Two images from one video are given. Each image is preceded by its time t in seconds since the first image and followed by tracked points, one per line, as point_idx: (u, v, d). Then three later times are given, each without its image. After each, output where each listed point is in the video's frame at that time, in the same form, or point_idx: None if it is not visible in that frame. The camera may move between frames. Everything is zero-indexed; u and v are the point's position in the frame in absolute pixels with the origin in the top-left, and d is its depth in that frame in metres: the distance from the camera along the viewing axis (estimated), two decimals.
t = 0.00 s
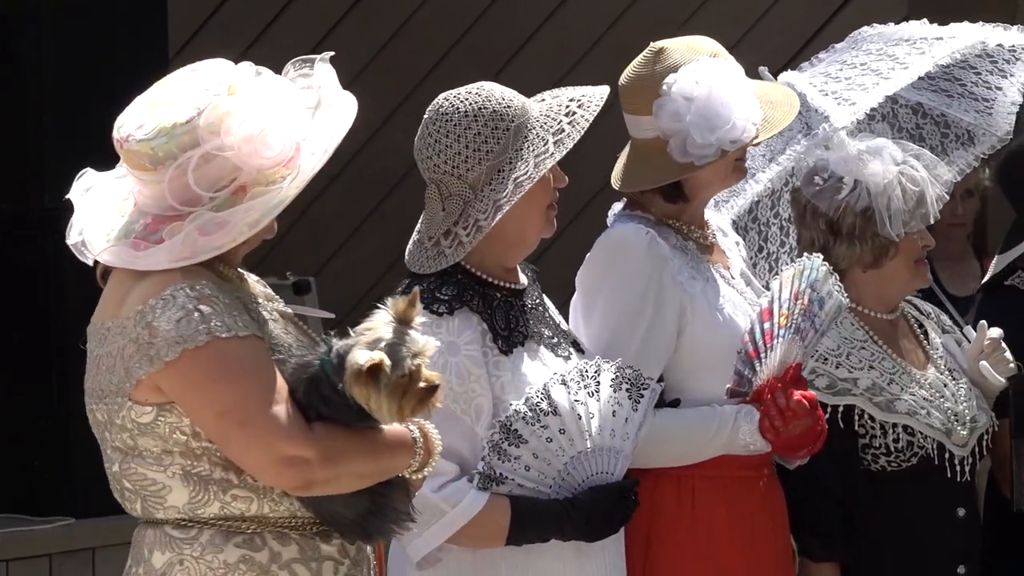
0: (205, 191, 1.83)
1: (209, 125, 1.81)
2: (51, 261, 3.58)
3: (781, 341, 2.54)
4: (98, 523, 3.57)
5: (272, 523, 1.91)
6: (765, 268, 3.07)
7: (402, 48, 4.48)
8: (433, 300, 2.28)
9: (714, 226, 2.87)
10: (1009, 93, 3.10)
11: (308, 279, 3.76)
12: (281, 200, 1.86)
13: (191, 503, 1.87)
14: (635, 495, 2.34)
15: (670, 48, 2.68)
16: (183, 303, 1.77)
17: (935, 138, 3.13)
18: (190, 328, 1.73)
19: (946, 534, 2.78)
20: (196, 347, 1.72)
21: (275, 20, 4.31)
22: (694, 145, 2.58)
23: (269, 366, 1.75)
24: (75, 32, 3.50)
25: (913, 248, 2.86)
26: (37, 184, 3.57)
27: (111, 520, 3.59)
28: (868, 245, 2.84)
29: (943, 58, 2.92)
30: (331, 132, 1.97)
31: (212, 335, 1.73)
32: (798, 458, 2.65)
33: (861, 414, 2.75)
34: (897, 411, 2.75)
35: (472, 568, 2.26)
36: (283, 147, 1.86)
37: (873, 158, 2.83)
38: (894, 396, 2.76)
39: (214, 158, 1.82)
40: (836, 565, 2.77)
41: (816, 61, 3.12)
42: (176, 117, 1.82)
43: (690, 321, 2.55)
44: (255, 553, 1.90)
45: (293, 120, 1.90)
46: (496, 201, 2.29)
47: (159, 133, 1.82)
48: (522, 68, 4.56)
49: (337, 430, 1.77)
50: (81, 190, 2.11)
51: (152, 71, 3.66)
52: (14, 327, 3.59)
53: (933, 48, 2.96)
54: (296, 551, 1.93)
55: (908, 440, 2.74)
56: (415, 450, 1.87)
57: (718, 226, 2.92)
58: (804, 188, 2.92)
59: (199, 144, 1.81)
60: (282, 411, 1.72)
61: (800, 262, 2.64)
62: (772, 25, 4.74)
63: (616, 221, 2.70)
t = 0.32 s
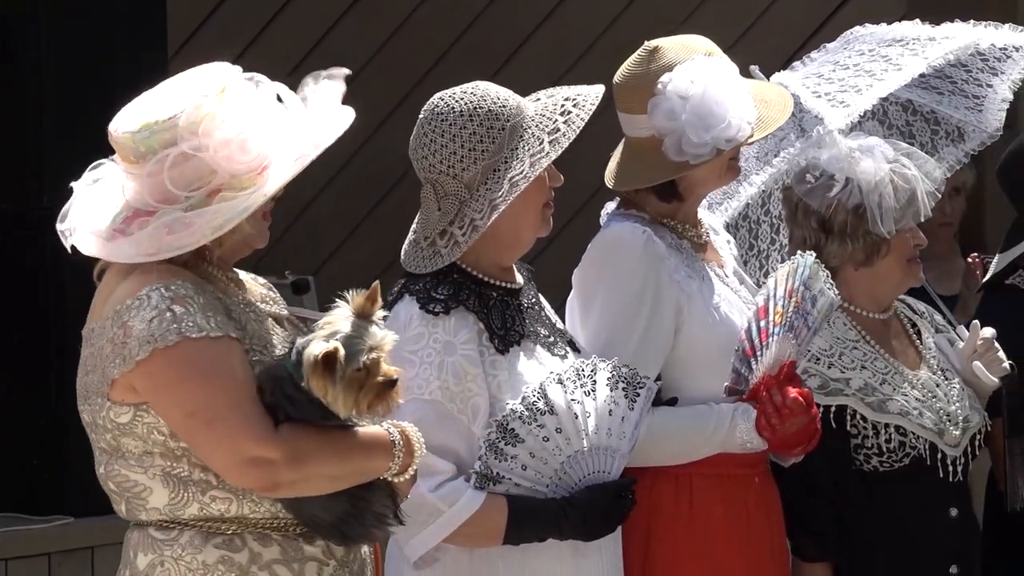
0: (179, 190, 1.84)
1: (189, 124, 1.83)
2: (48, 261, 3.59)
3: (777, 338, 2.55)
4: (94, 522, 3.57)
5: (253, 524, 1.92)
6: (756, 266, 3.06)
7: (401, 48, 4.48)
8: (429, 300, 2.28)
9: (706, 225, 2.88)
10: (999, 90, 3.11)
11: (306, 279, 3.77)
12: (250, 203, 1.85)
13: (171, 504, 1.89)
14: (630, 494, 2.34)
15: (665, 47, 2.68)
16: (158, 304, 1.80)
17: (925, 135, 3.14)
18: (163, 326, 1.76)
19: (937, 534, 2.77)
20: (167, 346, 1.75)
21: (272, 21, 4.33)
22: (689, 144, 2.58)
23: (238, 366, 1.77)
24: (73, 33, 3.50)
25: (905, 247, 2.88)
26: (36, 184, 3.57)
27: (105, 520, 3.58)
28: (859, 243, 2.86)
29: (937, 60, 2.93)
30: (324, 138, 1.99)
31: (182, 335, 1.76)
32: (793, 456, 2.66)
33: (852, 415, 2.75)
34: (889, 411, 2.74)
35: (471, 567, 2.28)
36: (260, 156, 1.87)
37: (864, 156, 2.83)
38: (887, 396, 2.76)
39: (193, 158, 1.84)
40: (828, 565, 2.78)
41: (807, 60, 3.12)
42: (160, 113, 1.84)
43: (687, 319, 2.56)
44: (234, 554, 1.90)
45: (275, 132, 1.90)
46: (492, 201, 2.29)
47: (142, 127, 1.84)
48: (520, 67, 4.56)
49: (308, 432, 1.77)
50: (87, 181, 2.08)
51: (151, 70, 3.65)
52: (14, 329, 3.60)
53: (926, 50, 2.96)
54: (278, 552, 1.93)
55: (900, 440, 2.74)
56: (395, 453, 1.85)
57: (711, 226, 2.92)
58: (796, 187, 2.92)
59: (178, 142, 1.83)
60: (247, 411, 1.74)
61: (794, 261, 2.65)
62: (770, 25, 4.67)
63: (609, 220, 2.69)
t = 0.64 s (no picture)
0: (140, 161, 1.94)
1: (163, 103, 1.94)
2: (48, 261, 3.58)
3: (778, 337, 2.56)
4: (94, 521, 3.57)
5: (246, 519, 1.90)
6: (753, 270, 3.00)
7: (401, 47, 4.48)
8: (425, 300, 2.28)
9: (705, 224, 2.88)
10: (993, 91, 3.11)
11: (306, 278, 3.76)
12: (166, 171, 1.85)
13: (167, 497, 1.90)
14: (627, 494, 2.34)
15: (668, 46, 2.68)
16: (151, 297, 1.81)
17: (920, 138, 3.13)
18: (153, 318, 1.78)
19: (933, 533, 2.77)
20: (154, 337, 1.77)
21: (272, 21, 4.33)
22: (693, 143, 2.58)
23: (225, 358, 1.77)
24: (73, 34, 3.50)
25: (895, 244, 2.88)
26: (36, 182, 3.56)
27: (104, 519, 3.57)
28: (848, 239, 2.87)
29: (926, 58, 2.96)
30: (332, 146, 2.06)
31: (171, 326, 1.77)
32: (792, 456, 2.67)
33: (844, 414, 2.75)
34: (881, 410, 2.75)
35: (468, 567, 2.29)
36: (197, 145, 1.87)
37: (850, 152, 2.87)
38: (879, 396, 2.77)
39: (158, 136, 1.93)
40: (822, 565, 2.76)
41: (798, 61, 3.12)
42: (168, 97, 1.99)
43: (688, 318, 2.55)
44: (223, 549, 1.89)
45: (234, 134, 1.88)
46: (489, 200, 2.29)
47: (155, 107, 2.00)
48: (520, 66, 4.55)
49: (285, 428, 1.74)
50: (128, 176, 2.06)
51: (152, 69, 3.65)
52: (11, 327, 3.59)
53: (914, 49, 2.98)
54: (269, 548, 1.91)
55: (893, 440, 2.74)
56: (382, 449, 1.82)
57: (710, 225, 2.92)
58: (784, 185, 2.96)
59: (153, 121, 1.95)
60: (223, 403, 1.73)
61: (795, 261, 2.64)
62: (770, 24, 4.67)
63: (610, 220, 2.69)
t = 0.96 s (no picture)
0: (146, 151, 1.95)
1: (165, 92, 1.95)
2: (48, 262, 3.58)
3: (781, 335, 2.56)
4: (94, 521, 3.57)
5: (242, 518, 1.84)
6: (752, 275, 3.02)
7: (401, 47, 4.48)
8: (426, 300, 2.29)
9: (708, 224, 2.87)
10: (988, 93, 3.10)
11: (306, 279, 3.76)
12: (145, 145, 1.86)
13: (172, 495, 1.87)
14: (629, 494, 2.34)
15: (672, 46, 2.70)
16: (146, 297, 1.78)
17: (916, 142, 3.13)
18: (143, 318, 1.75)
19: (930, 532, 2.78)
20: (141, 336, 1.74)
21: (273, 20, 4.33)
22: (688, 144, 2.58)
23: (212, 358, 1.73)
24: (73, 34, 3.49)
25: (888, 240, 2.88)
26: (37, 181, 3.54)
27: (104, 518, 3.58)
28: (840, 237, 2.88)
29: (917, 54, 2.96)
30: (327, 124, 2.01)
31: (158, 325, 1.74)
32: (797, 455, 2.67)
33: (839, 412, 2.76)
34: (877, 409, 2.74)
35: (471, 567, 2.29)
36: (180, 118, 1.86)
37: (839, 151, 2.89)
38: (875, 394, 2.76)
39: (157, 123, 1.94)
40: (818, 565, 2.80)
41: (792, 62, 3.12)
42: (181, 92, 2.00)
43: (689, 317, 2.56)
44: (218, 547, 1.84)
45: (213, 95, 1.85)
46: (490, 199, 2.29)
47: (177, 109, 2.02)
48: (521, 65, 4.56)
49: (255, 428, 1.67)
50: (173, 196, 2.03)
51: (151, 69, 3.64)
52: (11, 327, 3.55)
53: (904, 49, 2.98)
54: (262, 547, 1.83)
55: (889, 438, 2.74)
56: (360, 450, 1.70)
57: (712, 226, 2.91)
58: (775, 188, 2.97)
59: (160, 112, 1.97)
60: (199, 402, 1.68)
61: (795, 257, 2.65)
62: (769, 24, 4.68)
63: (612, 220, 2.69)
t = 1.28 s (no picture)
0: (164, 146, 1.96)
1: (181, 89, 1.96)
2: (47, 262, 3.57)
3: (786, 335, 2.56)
4: (95, 520, 3.56)
5: (245, 517, 1.78)
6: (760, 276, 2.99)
7: (401, 47, 4.48)
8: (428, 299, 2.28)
9: (715, 224, 2.86)
10: (985, 94, 3.10)
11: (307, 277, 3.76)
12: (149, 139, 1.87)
13: (184, 494, 1.83)
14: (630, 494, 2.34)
15: (675, 41, 2.70)
16: (151, 301, 1.77)
17: (913, 144, 3.13)
18: (145, 322, 1.74)
19: (930, 530, 2.78)
20: (141, 338, 1.73)
21: (272, 21, 4.33)
22: (698, 135, 2.57)
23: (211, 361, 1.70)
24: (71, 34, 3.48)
25: (885, 242, 2.90)
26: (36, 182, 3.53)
27: (104, 518, 3.57)
28: (834, 239, 2.89)
29: (912, 52, 2.94)
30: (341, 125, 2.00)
31: (157, 328, 1.72)
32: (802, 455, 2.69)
33: (839, 409, 2.76)
34: (876, 405, 2.74)
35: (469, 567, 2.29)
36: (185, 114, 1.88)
37: (837, 152, 2.89)
38: (875, 392, 2.76)
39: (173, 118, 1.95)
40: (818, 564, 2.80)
41: (788, 63, 3.11)
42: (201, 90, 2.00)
43: (695, 316, 2.55)
44: (221, 545, 1.79)
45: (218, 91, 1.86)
46: (495, 199, 2.29)
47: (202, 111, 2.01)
48: (520, 65, 4.56)
49: (237, 429, 1.65)
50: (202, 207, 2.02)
51: (151, 69, 3.63)
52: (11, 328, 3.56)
53: (901, 46, 2.97)
54: (263, 546, 1.77)
55: (888, 435, 2.74)
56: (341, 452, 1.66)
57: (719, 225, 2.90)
58: (774, 186, 2.98)
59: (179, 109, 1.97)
60: (185, 405, 1.67)
61: (798, 258, 2.65)
62: (771, 24, 4.68)
63: (620, 217, 2.69)
